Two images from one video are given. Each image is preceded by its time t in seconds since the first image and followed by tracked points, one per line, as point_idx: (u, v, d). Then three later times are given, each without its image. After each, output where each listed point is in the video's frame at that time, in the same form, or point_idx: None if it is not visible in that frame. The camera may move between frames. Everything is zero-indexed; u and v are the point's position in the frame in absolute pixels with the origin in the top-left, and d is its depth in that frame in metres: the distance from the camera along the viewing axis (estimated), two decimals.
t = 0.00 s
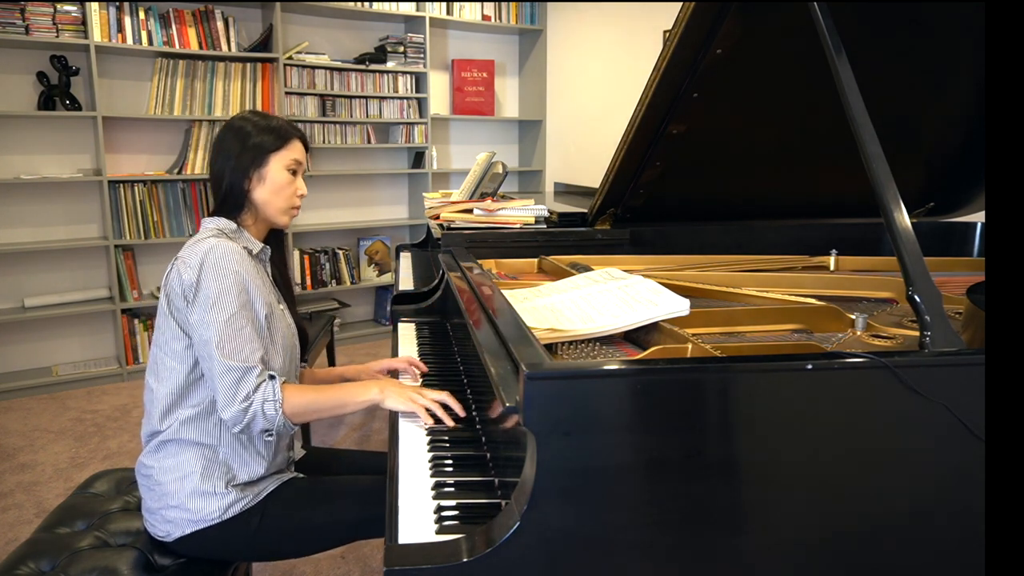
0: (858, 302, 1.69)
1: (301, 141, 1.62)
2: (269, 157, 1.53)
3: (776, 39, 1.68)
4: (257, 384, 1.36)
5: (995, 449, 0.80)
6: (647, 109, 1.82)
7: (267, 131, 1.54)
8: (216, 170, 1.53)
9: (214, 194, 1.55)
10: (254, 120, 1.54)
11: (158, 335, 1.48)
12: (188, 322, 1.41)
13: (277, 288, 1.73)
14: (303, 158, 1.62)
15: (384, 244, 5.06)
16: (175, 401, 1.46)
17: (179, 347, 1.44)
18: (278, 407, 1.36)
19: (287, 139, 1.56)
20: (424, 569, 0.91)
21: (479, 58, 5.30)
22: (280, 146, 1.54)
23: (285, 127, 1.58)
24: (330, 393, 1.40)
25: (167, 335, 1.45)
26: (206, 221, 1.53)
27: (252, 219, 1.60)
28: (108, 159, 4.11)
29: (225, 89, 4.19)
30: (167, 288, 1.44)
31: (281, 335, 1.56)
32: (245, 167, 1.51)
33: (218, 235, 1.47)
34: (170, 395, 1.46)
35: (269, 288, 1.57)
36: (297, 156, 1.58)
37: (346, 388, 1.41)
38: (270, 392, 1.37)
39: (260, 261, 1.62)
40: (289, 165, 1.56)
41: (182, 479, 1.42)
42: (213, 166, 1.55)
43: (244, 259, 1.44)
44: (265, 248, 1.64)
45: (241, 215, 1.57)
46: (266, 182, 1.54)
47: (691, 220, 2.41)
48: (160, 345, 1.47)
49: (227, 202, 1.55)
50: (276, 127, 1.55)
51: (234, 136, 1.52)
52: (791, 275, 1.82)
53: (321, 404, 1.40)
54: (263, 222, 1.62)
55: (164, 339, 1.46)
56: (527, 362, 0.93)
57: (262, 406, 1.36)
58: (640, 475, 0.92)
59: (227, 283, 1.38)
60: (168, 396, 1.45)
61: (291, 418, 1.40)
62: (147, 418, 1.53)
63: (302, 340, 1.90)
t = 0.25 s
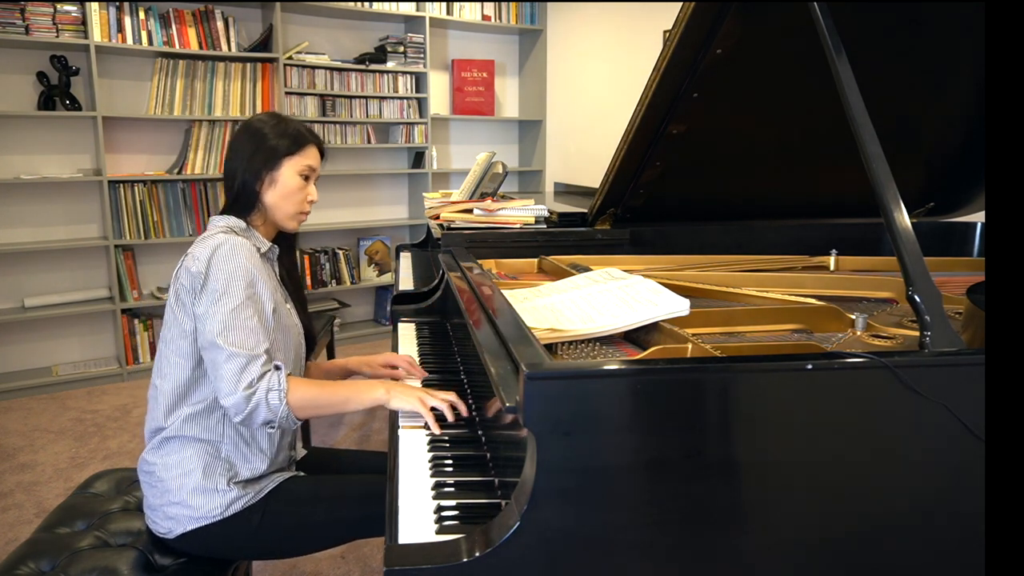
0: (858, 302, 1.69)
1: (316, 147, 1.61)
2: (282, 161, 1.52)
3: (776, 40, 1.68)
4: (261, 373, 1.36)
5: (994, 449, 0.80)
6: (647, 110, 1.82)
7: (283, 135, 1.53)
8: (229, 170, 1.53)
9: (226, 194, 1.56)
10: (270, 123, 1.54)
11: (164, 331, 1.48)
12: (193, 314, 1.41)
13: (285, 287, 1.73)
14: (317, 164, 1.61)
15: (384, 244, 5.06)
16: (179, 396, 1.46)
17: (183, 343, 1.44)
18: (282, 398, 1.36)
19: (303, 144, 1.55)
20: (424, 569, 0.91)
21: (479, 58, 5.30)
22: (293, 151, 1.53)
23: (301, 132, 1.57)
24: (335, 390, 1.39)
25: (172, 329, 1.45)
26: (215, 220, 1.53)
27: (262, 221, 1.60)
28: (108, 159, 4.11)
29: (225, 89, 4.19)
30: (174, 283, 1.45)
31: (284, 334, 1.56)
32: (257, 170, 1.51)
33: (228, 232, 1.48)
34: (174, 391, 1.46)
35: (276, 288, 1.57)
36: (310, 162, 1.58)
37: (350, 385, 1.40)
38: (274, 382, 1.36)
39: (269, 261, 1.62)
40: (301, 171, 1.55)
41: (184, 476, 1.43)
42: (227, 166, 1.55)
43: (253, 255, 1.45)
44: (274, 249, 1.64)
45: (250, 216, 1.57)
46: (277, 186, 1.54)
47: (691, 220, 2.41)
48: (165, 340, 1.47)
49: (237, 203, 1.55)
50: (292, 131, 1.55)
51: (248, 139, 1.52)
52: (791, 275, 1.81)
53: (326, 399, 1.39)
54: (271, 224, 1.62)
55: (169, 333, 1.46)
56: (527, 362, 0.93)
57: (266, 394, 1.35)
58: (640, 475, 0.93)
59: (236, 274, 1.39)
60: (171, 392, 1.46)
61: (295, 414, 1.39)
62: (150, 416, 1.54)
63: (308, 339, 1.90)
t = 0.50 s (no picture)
0: (858, 302, 1.69)
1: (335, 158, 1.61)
2: (298, 169, 1.52)
3: (775, 40, 1.68)
4: (282, 347, 1.34)
5: (994, 450, 0.80)
6: (647, 110, 1.82)
7: (302, 143, 1.53)
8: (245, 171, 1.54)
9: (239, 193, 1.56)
10: (292, 129, 1.53)
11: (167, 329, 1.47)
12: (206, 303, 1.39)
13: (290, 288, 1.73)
14: (334, 175, 1.61)
15: (384, 244, 5.06)
16: (181, 393, 1.45)
17: (188, 340, 1.43)
18: (308, 368, 1.34)
19: (321, 154, 1.55)
20: (424, 569, 0.91)
21: (479, 58, 5.30)
22: (310, 161, 1.53)
23: (321, 143, 1.57)
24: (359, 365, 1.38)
25: (181, 325, 1.43)
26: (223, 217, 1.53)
27: (269, 224, 1.60)
28: (108, 159, 4.11)
29: (225, 90, 4.19)
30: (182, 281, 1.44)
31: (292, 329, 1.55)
32: (271, 174, 1.51)
33: (237, 229, 1.48)
34: (176, 388, 1.45)
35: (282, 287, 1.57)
36: (326, 174, 1.57)
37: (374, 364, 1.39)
38: (297, 355, 1.35)
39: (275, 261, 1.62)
40: (315, 181, 1.55)
41: (184, 474, 1.42)
42: (243, 167, 1.55)
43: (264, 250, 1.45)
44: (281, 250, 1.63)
45: (258, 219, 1.57)
46: (289, 193, 1.54)
47: (691, 220, 2.41)
48: (169, 338, 1.46)
49: (249, 204, 1.55)
50: (313, 141, 1.54)
51: (268, 142, 1.52)
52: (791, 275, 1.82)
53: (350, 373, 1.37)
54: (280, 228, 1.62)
55: (176, 329, 1.44)
56: (527, 362, 0.93)
57: (290, 366, 1.33)
58: (640, 475, 0.93)
59: (251, 260, 1.39)
60: (171, 390, 1.45)
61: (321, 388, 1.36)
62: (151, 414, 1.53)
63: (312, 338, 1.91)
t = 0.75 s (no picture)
0: (858, 302, 1.69)
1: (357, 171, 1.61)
2: (321, 182, 1.53)
3: (775, 43, 1.68)
4: (276, 374, 1.37)
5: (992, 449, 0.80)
6: (647, 110, 1.82)
7: (329, 156, 1.52)
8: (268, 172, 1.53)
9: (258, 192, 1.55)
10: (319, 139, 1.53)
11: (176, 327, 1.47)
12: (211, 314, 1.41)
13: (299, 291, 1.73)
14: (353, 188, 1.61)
15: (384, 244, 5.06)
16: (186, 392, 1.45)
17: (195, 342, 1.43)
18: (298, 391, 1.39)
19: (345, 169, 1.55)
20: (424, 569, 0.91)
21: (479, 58, 5.30)
22: (334, 177, 1.53)
23: (347, 158, 1.56)
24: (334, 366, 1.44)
25: (188, 328, 1.44)
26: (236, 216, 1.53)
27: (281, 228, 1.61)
28: (108, 159, 4.11)
29: (225, 90, 4.20)
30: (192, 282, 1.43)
31: (299, 337, 1.55)
32: (293, 183, 1.51)
33: (249, 233, 1.47)
34: (181, 387, 1.45)
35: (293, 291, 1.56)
36: (346, 189, 1.57)
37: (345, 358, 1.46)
38: (288, 378, 1.38)
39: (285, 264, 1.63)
40: (335, 195, 1.56)
41: (187, 472, 1.42)
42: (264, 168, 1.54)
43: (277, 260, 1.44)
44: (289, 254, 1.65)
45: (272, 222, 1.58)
46: (308, 204, 1.55)
47: (691, 220, 2.41)
48: (176, 336, 1.46)
49: (265, 207, 1.55)
50: (339, 155, 1.54)
51: (294, 148, 1.51)
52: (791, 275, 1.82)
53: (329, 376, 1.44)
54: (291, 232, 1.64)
55: (184, 331, 1.44)
56: (527, 362, 0.93)
57: (282, 392, 1.37)
58: (640, 475, 0.93)
59: (259, 280, 1.39)
60: (176, 389, 1.45)
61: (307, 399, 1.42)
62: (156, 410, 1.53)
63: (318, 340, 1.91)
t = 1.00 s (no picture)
0: (858, 302, 1.70)
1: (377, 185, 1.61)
2: (341, 195, 1.53)
3: (775, 43, 1.67)
4: (254, 394, 1.37)
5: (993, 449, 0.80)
6: (647, 110, 1.82)
7: (351, 171, 1.53)
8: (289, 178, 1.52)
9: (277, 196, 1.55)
10: (342, 152, 1.53)
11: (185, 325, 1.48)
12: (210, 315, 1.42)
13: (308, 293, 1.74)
14: (371, 201, 1.62)
15: (384, 244, 5.06)
16: (191, 390, 1.47)
17: (200, 342, 1.45)
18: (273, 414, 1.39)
19: (366, 185, 1.56)
20: (425, 569, 0.91)
21: (479, 58, 5.30)
22: (354, 192, 1.54)
23: (369, 173, 1.57)
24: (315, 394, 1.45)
25: (194, 328, 1.45)
26: (253, 221, 1.54)
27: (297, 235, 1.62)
28: (108, 159, 4.11)
29: (225, 90, 4.20)
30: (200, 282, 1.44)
31: (301, 346, 1.56)
32: (314, 193, 1.52)
33: (261, 240, 1.48)
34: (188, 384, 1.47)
35: (299, 298, 1.56)
36: (365, 204, 1.58)
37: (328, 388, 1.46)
38: (265, 401, 1.38)
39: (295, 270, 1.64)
40: (353, 209, 1.57)
41: (190, 468, 1.42)
42: (285, 175, 1.54)
43: (281, 272, 1.44)
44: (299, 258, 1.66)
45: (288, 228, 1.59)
46: (325, 216, 1.55)
47: (691, 220, 2.41)
48: (184, 334, 1.47)
49: (283, 212, 1.55)
50: (362, 170, 1.54)
51: (319, 158, 1.51)
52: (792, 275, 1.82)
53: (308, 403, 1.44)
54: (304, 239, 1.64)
55: (189, 330, 1.46)
56: (527, 361, 0.93)
57: (257, 412, 1.38)
58: (641, 476, 0.93)
59: (257, 295, 1.38)
60: (182, 385, 1.47)
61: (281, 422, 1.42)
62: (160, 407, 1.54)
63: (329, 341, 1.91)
